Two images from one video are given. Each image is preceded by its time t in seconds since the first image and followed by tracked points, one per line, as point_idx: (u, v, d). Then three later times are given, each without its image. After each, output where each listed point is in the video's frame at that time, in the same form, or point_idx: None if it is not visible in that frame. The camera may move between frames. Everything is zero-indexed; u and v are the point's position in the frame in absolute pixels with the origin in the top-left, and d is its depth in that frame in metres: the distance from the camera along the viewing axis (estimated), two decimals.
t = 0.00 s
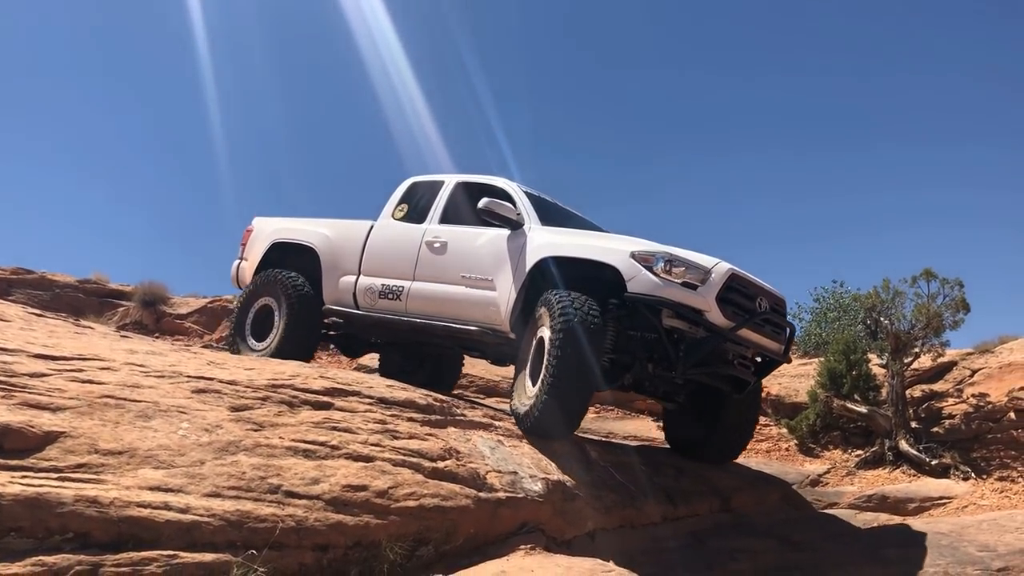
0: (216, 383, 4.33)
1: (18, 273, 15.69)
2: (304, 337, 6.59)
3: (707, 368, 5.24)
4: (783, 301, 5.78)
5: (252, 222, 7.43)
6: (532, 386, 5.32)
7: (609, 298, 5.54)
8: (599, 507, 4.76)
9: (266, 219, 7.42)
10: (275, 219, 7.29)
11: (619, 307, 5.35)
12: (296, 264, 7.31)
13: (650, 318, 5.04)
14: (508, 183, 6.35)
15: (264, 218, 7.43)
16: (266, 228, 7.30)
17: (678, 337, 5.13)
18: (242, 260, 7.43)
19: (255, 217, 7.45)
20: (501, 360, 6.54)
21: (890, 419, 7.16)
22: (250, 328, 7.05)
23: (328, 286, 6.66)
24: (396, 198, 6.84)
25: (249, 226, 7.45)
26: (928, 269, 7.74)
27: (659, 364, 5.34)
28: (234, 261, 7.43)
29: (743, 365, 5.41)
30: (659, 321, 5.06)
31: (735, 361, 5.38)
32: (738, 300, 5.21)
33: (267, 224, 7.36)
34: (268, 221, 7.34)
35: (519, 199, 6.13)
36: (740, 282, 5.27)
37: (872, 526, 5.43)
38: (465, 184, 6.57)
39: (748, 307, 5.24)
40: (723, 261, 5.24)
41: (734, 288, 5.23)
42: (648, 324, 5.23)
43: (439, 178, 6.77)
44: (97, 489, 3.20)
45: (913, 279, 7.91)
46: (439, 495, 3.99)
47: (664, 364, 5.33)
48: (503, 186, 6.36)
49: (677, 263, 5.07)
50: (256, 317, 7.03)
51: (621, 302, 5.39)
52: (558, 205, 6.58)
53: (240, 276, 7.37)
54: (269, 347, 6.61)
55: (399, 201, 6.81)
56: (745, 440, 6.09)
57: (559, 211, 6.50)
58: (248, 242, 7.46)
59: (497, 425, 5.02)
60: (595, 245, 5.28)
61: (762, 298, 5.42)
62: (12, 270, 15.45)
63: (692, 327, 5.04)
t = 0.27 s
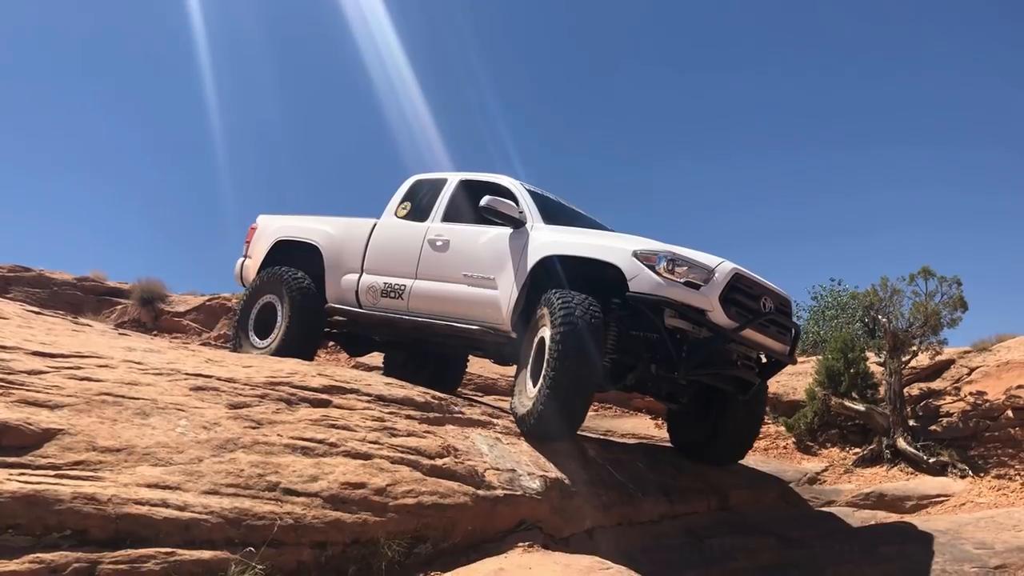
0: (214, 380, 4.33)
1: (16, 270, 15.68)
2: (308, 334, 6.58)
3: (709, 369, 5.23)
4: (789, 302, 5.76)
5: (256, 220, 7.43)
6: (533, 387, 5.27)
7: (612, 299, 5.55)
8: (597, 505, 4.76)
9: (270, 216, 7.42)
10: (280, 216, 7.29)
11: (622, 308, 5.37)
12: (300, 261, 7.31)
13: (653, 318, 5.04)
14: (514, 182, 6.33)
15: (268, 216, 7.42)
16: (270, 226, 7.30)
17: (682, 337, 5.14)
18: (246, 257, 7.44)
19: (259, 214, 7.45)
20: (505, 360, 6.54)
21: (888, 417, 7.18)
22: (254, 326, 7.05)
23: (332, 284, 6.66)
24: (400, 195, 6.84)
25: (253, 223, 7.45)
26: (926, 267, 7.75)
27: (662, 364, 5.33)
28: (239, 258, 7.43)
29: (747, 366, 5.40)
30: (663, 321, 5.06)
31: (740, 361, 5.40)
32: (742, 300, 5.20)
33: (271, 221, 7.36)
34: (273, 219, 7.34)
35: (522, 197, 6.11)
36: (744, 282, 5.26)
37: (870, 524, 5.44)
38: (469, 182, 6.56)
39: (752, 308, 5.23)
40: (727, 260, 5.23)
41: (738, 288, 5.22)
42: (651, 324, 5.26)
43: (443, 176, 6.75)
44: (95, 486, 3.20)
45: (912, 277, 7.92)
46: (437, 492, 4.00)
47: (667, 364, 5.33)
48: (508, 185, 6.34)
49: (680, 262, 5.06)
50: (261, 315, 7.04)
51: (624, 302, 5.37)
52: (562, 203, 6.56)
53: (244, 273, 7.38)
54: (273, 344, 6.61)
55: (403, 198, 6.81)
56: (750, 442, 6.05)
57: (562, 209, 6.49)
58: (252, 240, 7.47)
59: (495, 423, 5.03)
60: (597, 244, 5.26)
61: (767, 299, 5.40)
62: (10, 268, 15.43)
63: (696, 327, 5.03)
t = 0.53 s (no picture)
0: (210, 376, 4.31)
1: (12, 267, 15.65)
2: (308, 330, 6.56)
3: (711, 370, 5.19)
4: (793, 302, 5.74)
5: (259, 217, 7.41)
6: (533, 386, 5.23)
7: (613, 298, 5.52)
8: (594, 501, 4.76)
9: (273, 213, 7.39)
10: (283, 213, 7.27)
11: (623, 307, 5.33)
12: (303, 258, 7.30)
13: (654, 318, 5.02)
14: (517, 180, 6.30)
15: (271, 213, 7.39)
16: (273, 223, 7.28)
17: (684, 337, 5.10)
18: (248, 254, 7.43)
19: (262, 211, 7.43)
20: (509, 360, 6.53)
21: (885, 414, 7.19)
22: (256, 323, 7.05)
23: (333, 281, 6.64)
24: (402, 192, 6.83)
25: (256, 220, 7.44)
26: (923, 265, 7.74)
27: (663, 365, 5.31)
28: (241, 255, 7.43)
29: (750, 367, 5.38)
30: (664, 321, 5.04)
31: (743, 362, 5.36)
32: (745, 300, 5.18)
33: (273, 218, 7.34)
34: (276, 215, 7.32)
35: (525, 195, 6.08)
36: (747, 282, 5.24)
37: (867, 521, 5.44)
38: (472, 178, 6.54)
39: (755, 308, 5.22)
40: (730, 260, 5.20)
41: (742, 288, 5.21)
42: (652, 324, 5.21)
43: (446, 174, 6.73)
44: (91, 481, 3.20)
45: (909, 274, 7.92)
46: (434, 489, 4.00)
47: (669, 364, 5.29)
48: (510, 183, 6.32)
49: (682, 261, 5.05)
50: (263, 311, 7.03)
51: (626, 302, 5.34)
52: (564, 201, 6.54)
53: (247, 270, 7.38)
54: (274, 340, 6.60)
55: (405, 195, 6.80)
56: (753, 443, 6.02)
57: (565, 207, 6.48)
58: (255, 236, 7.45)
59: (493, 420, 5.03)
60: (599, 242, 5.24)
61: (771, 299, 5.39)
62: (6, 265, 15.40)
63: (698, 326, 5.02)
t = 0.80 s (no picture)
0: (204, 372, 4.30)
1: (7, 264, 15.60)
2: (307, 328, 6.53)
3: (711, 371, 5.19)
4: (794, 302, 5.75)
5: (260, 212, 7.39)
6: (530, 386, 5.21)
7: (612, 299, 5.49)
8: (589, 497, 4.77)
9: (274, 208, 7.37)
10: (284, 209, 7.25)
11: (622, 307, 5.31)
12: (303, 254, 7.28)
13: (653, 319, 5.01)
14: (517, 177, 6.27)
15: (271, 208, 7.36)
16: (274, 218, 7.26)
17: (683, 338, 5.10)
18: (249, 249, 7.41)
19: (263, 206, 7.40)
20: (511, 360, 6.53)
21: (879, 411, 7.21)
22: (255, 319, 7.00)
23: (333, 278, 6.63)
24: (402, 188, 6.80)
25: (257, 216, 7.42)
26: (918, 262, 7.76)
27: (662, 365, 5.30)
28: (242, 250, 7.41)
29: (751, 368, 5.38)
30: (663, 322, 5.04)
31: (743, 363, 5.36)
32: (744, 300, 5.19)
33: (274, 213, 7.32)
34: (277, 211, 7.30)
35: (526, 193, 6.05)
36: (747, 282, 5.25)
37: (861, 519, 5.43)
38: (472, 176, 6.52)
39: (756, 309, 5.23)
40: (730, 260, 5.22)
41: (741, 288, 5.22)
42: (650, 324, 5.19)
43: (446, 170, 6.70)
44: (84, 478, 3.20)
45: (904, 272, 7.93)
46: (428, 485, 4.01)
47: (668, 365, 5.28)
48: (511, 181, 6.29)
49: (682, 261, 5.06)
50: (262, 308, 6.99)
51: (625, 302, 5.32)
52: (565, 199, 6.52)
53: (247, 265, 7.37)
54: (272, 338, 6.56)
55: (405, 192, 6.78)
56: (754, 445, 6.00)
57: (565, 204, 6.46)
58: (256, 232, 7.44)
59: (488, 417, 5.03)
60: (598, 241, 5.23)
61: (771, 299, 5.40)
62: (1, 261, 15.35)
63: (698, 327, 5.02)
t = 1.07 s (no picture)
0: (197, 367, 4.29)
1: None
2: (304, 324, 6.50)
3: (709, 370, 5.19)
4: (793, 302, 5.77)
5: (260, 206, 7.38)
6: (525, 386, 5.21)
7: (610, 298, 5.49)
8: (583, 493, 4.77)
9: (274, 203, 7.36)
10: (283, 203, 7.24)
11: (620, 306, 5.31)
12: (301, 250, 7.27)
13: (652, 318, 5.02)
14: (517, 174, 6.26)
15: (271, 202, 7.36)
16: (273, 213, 7.25)
17: (682, 338, 5.11)
18: (247, 244, 7.40)
19: (263, 201, 7.39)
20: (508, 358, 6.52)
21: (872, 408, 7.23)
22: (252, 313, 6.98)
23: (331, 273, 6.61)
24: (401, 183, 6.78)
25: (256, 210, 7.40)
26: (912, 260, 7.79)
27: (660, 364, 5.30)
28: (240, 245, 7.41)
29: (749, 368, 5.39)
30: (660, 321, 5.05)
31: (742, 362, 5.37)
32: (743, 300, 5.21)
33: (274, 208, 7.31)
34: (276, 206, 7.29)
35: (525, 190, 6.02)
36: (746, 281, 5.27)
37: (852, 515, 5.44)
38: (472, 173, 6.50)
39: (755, 309, 5.25)
40: (729, 259, 5.24)
41: (740, 287, 5.24)
42: (648, 323, 5.20)
43: (446, 166, 6.68)
44: (77, 472, 3.20)
45: (897, 269, 7.97)
46: (422, 480, 4.03)
47: (666, 364, 5.28)
48: (511, 177, 6.26)
49: (680, 259, 5.08)
50: (259, 302, 6.97)
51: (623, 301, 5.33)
52: (564, 196, 6.51)
53: (245, 260, 7.36)
54: (268, 333, 6.54)
55: (403, 187, 6.77)
56: (752, 445, 6.01)
57: (565, 201, 6.45)
58: (254, 226, 7.43)
59: (481, 413, 5.04)
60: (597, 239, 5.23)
61: (770, 298, 5.42)
62: None
63: (696, 326, 5.04)
